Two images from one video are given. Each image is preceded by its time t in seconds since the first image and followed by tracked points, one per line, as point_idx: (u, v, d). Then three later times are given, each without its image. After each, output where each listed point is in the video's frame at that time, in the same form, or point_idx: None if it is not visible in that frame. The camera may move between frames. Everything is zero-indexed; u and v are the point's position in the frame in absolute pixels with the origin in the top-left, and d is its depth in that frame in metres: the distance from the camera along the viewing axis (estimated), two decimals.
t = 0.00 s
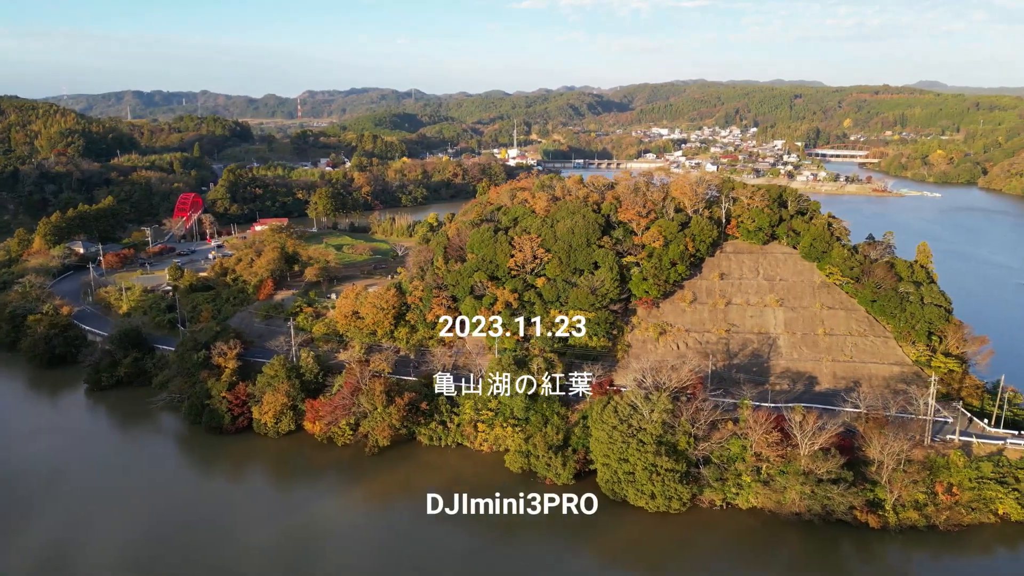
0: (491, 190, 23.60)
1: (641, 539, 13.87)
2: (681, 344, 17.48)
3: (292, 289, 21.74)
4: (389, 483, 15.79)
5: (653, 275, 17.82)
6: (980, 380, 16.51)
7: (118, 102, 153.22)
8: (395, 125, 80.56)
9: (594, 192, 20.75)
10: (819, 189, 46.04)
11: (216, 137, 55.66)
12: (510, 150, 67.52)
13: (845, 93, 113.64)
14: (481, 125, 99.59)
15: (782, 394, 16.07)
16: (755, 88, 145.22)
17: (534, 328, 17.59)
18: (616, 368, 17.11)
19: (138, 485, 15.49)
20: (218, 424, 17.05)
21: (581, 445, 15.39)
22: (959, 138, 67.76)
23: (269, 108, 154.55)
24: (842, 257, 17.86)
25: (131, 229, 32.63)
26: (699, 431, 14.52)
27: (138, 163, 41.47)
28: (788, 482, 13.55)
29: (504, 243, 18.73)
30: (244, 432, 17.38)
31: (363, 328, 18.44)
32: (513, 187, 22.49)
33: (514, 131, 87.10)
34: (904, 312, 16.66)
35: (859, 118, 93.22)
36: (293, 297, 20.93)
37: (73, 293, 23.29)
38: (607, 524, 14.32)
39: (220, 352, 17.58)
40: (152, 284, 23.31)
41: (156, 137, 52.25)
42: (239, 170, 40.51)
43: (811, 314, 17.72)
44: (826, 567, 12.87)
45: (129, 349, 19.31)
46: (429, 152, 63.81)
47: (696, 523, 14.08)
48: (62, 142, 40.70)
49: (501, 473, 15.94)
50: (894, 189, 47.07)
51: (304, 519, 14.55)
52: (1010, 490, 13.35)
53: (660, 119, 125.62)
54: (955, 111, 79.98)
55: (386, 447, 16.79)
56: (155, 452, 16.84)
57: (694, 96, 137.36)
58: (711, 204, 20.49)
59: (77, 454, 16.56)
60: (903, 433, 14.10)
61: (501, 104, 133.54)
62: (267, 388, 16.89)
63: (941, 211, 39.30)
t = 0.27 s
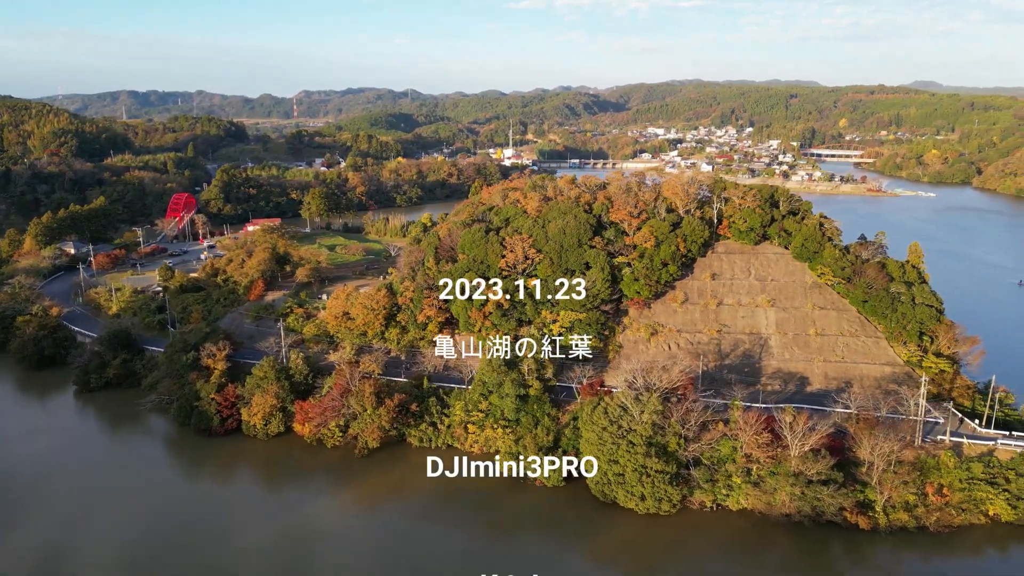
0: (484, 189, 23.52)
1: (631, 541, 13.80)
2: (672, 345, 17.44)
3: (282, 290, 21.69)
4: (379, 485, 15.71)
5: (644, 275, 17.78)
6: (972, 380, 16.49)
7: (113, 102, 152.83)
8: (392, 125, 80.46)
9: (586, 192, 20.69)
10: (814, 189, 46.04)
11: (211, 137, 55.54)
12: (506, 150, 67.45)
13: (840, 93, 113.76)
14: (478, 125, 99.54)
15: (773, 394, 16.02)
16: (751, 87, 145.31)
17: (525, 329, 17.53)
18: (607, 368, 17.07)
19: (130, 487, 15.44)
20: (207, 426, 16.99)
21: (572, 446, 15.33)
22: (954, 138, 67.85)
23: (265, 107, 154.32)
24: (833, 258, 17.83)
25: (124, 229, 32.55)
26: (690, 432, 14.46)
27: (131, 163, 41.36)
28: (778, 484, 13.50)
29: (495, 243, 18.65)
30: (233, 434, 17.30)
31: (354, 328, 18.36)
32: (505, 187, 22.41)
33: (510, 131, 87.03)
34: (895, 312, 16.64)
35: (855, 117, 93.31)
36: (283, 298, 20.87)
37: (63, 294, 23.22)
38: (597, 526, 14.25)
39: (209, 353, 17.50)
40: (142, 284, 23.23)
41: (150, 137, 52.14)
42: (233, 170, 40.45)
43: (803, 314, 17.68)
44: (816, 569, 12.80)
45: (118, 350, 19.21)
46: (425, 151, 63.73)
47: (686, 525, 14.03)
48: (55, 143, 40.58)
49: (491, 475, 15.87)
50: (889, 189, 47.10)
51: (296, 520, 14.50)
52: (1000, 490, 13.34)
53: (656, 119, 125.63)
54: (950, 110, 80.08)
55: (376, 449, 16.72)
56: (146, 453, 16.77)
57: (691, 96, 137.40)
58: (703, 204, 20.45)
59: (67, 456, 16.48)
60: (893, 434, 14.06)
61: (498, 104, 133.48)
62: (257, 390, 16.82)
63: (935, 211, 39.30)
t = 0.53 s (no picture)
0: (475, 189, 23.44)
1: (621, 543, 13.72)
2: (663, 345, 17.38)
3: (272, 291, 21.62)
4: (369, 486, 15.64)
5: (635, 276, 17.72)
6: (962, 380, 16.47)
7: (108, 102, 152.32)
8: (387, 125, 80.35)
9: (577, 193, 20.63)
10: (808, 189, 46.05)
11: (204, 137, 55.37)
12: (500, 150, 67.35)
13: (835, 93, 113.97)
14: (473, 125, 99.44)
15: (763, 395, 15.98)
16: (746, 87, 145.43)
17: (515, 330, 17.48)
18: (597, 369, 17.02)
19: (119, 489, 15.34)
20: (194, 428, 16.93)
21: (561, 447, 15.25)
22: (948, 138, 68.02)
23: (261, 106, 153.93)
24: (824, 258, 17.81)
25: (115, 230, 32.40)
26: (679, 433, 14.41)
27: (124, 164, 41.19)
28: (767, 485, 13.45)
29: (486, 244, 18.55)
30: (221, 436, 17.22)
31: (343, 329, 18.27)
32: (497, 187, 22.31)
33: (506, 131, 86.93)
34: (885, 313, 16.62)
35: (850, 117, 93.48)
36: (273, 299, 20.80)
37: (52, 295, 23.11)
38: (587, 528, 14.18)
39: (197, 355, 17.42)
40: (132, 285, 23.14)
41: (143, 137, 51.95)
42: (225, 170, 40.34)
43: (794, 314, 17.64)
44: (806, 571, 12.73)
45: (106, 352, 19.11)
46: (420, 151, 63.63)
47: (676, 527, 13.97)
48: (47, 142, 40.39)
49: (481, 477, 15.79)
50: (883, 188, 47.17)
51: (286, 521, 14.44)
52: (990, 491, 13.32)
53: (652, 119, 125.67)
54: (944, 110, 80.28)
55: (366, 450, 16.64)
56: (135, 456, 16.65)
57: (686, 96, 137.49)
58: (694, 204, 20.40)
59: (55, 459, 16.33)
60: (882, 435, 14.02)
61: (493, 104, 133.38)
62: (245, 392, 16.75)
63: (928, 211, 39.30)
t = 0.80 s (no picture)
0: (465, 190, 23.35)
1: (609, 545, 13.64)
2: (653, 346, 17.34)
3: (261, 293, 21.53)
4: (358, 488, 15.57)
5: (624, 277, 17.67)
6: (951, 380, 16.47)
7: (100, 102, 151.62)
8: (380, 125, 80.20)
9: (567, 193, 20.58)
10: (801, 189, 46.11)
11: (196, 137, 55.16)
12: (494, 150, 67.27)
13: (828, 93, 114.27)
14: (467, 125, 99.33)
15: (751, 395, 15.96)
16: (740, 87, 145.65)
17: (505, 331, 17.41)
18: (586, 370, 16.95)
19: (105, 492, 15.22)
20: (181, 430, 16.88)
21: (550, 449, 15.18)
22: (940, 138, 68.23)
23: (254, 106, 153.49)
24: (813, 258, 17.79)
25: (104, 230, 32.21)
26: (668, 434, 14.36)
27: (114, 164, 40.98)
28: (755, 486, 13.39)
29: (475, 244, 18.47)
30: (208, 439, 17.12)
31: (332, 331, 18.16)
32: (487, 188, 22.21)
33: (499, 131, 86.85)
34: (874, 313, 16.61)
35: (843, 117, 93.71)
36: (262, 300, 20.73)
37: (39, 296, 22.97)
38: (575, 530, 14.10)
39: (183, 357, 17.33)
40: (119, 287, 23.00)
41: (135, 137, 51.72)
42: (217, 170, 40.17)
43: (783, 315, 17.61)
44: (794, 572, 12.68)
45: (92, 354, 18.98)
46: (413, 151, 63.50)
47: (664, 528, 13.90)
48: (37, 143, 40.15)
49: (469, 479, 15.70)
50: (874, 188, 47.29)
51: (274, 523, 14.37)
52: (977, 492, 13.31)
53: (645, 119, 125.74)
54: (936, 110, 80.55)
55: (353, 452, 16.54)
56: (121, 458, 16.53)
57: (680, 96, 137.64)
58: (684, 204, 20.37)
59: (41, 461, 16.19)
60: (870, 436, 13.99)
61: (487, 104, 133.25)
62: (232, 394, 16.66)
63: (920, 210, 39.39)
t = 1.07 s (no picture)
0: (454, 190, 23.23)
1: (595, 547, 13.57)
2: (641, 347, 17.30)
3: (248, 294, 21.47)
4: (345, 490, 15.49)
5: (613, 277, 17.62)
6: (939, 380, 16.48)
7: (91, 102, 150.76)
8: (373, 125, 79.97)
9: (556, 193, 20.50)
10: (793, 189, 46.20)
11: (187, 137, 54.89)
12: (487, 150, 67.19)
13: (820, 93, 114.59)
14: (460, 125, 99.18)
15: (739, 396, 15.94)
16: (733, 87, 145.98)
17: (493, 332, 17.32)
18: (575, 371, 16.83)
19: (90, 495, 15.06)
20: (166, 433, 16.80)
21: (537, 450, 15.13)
22: (931, 138, 68.49)
23: (247, 106, 152.87)
24: (801, 258, 17.77)
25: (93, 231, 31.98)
26: (655, 435, 14.32)
27: (103, 164, 40.71)
28: (742, 487, 13.35)
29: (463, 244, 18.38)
30: (194, 441, 17.01)
31: (319, 332, 18.02)
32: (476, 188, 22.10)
33: (493, 131, 86.77)
34: (862, 313, 16.60)
35: (835, 117, 93.96)
36: (249, 302, 20.66)
37: (25, 298, 22.78)
38: (562, 532, 14.02)
39: (168, 359, 17.23)
40: (106, 288, 22.84)
41: (125, 137, 51.41)
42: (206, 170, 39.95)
43: (772, 315, 17.59)
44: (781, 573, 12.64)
45: (77, 356, 18.83)
46: (405, 151, 63.35)
47: (651, 530, 13.83)
48: (25, 143, 39.84)
49: (456, 481, 15.63)
50: (866, 187, 47.36)
51: (266, 523, 14.37)
52: (963, 492, 13.31)
53: (639, 119, 125.83)
54: (927, 110, 80.87)
55: (340, 455, 16.45)
56: (108, 460, 16.41)
57: (673, 96, 137.76)
58: (672, 204, 20.34)
59: (26, 464, 16.04)
60: (857, 437, 13.98)
61: (481, 104, 133.07)
62: (217, 396, 16.57)
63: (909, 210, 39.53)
